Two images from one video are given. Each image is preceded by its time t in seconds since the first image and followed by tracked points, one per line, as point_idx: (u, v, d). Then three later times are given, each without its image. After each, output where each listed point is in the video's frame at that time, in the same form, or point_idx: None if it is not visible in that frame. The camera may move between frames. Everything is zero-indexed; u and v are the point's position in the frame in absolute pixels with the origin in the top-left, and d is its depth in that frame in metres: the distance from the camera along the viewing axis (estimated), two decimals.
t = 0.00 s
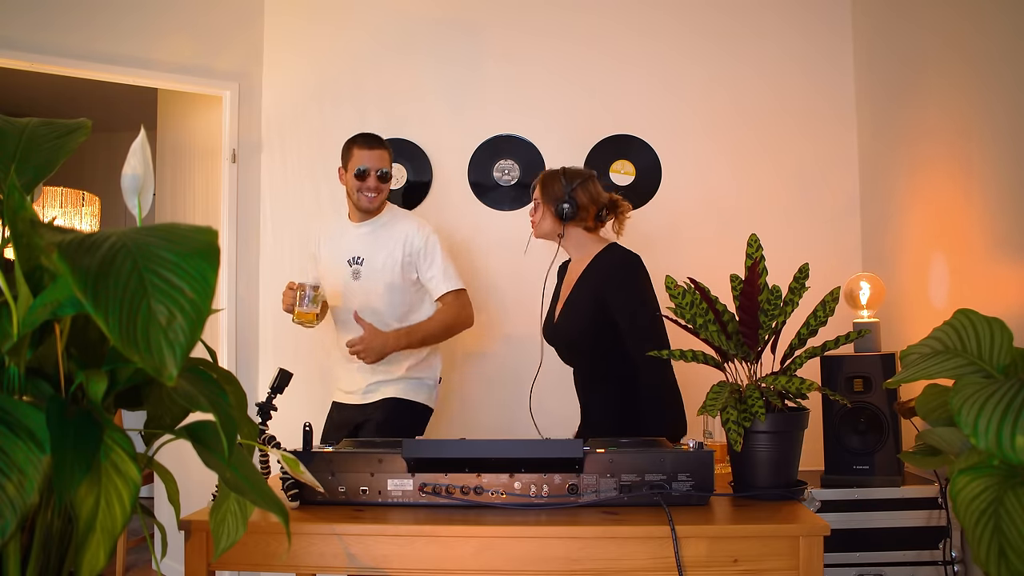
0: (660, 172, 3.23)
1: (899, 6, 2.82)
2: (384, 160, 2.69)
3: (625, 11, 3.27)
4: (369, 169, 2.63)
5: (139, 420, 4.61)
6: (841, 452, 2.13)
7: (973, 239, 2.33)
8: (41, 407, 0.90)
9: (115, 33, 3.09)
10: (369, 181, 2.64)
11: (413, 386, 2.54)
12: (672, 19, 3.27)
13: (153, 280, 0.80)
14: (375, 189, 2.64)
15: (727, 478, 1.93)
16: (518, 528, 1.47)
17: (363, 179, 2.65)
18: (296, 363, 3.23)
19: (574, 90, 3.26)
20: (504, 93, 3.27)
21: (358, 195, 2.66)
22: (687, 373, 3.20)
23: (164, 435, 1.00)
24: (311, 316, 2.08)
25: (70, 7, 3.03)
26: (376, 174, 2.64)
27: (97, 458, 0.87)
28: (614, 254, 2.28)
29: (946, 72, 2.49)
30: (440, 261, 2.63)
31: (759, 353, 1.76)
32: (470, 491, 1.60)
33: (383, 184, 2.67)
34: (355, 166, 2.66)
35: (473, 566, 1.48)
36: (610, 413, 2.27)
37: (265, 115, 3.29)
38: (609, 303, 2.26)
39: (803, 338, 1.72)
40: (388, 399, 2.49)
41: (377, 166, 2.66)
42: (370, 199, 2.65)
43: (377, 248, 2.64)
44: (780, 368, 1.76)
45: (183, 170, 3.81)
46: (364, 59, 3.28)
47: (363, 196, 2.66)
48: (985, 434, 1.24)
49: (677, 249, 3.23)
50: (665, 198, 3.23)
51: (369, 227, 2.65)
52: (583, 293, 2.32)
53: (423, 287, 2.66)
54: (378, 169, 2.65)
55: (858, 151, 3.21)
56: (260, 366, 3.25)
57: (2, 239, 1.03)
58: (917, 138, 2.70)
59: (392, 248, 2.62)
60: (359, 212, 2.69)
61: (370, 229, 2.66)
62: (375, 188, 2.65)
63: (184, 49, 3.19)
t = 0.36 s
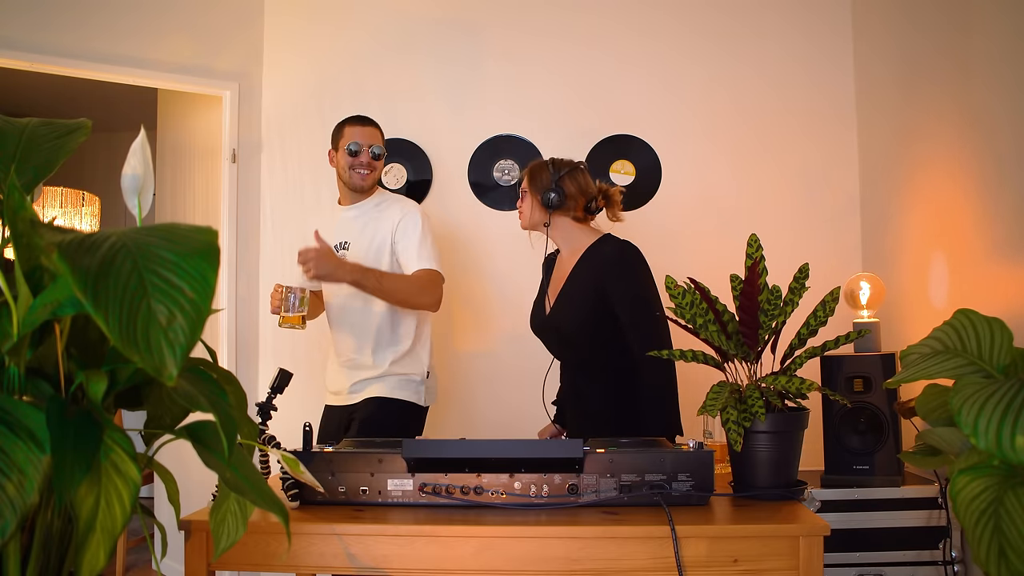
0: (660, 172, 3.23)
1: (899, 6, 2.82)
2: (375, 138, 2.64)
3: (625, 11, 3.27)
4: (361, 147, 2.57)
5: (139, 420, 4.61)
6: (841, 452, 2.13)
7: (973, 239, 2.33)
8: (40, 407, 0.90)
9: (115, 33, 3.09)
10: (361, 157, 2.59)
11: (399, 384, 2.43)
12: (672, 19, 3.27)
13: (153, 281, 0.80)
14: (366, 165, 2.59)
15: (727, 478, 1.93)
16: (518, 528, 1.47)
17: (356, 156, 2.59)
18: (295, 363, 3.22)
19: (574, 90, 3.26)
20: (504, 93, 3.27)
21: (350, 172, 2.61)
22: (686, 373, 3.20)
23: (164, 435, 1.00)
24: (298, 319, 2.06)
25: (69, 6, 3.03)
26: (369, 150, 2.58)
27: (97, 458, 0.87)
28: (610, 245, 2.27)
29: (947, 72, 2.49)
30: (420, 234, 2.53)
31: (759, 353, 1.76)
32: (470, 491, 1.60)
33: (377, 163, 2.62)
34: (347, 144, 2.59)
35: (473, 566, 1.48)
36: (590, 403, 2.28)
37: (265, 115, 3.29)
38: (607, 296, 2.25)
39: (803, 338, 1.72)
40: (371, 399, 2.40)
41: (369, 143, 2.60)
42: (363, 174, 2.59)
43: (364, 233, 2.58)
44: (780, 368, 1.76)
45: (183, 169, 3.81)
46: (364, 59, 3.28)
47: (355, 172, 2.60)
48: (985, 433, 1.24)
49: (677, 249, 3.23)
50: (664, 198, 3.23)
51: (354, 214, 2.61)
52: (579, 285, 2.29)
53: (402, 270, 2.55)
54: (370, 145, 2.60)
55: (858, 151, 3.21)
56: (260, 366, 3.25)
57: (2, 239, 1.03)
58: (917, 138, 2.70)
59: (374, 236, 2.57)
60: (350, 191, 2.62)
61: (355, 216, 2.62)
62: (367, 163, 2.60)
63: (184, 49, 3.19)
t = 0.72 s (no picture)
0: (660, 172, 3.23)
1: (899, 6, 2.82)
2: (374, 132, 2.65)
3: (625, 11, 3.27)
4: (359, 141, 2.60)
5: (139, 420, 4.61)
6: (841, 452, 2.13)
7: (973, 239, 2.33)
8: (40, 407, 0.90)
9: (115, 33, 3.09)
10: (359, 151, 2.60)
11: (388, 387, 2.45)
12: (672, 19, 3.27)
13: (152, 281, 0.80)
14: (365, 159, 2.60)
15: (727, 478, 1.93)
16: (518, 528, 1.47)
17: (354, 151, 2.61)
18: (295, 363, 3.22)
19: (574, 91, 3.26)
20: (504, 93, 3.27)
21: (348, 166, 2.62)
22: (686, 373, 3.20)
23: (164, 435, 1.00)
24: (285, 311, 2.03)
25: (68, 6, 3.03)
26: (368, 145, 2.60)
27: (97, 458, 0.87)
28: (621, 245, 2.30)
29: (946, 70, 2.49)
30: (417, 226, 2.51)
31: (759, 353, 1.76)
32: (470, 491, 1.60)
33: (376, 158, 2.62)
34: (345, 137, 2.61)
35: (473, 566, 1.48)
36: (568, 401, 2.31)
37: (264, 115, 3.29)
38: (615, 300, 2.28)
39: (803, 338, 1.72)
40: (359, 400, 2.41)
41: (368, 137, 2.62)
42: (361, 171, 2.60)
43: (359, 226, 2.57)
44: (780, 368, 1.76)
45: (183, 169, 3.81)
46: (364, 59, 3.28)
47: (352, 168, 2.61)
48: (985, 433, 1.24)
49: (677, 249, 3.23)
50: (664, 198, 3.23)
51: (353, 207, 2.59)
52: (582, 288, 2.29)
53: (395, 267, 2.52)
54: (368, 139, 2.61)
55: (858, 151, 3.21)
56: (260, 366, 3.25)
57: (3, 239, 1.03)
58: (917, 138, 2.70)
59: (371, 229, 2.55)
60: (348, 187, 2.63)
61: (353, 208, 2.60)
62: (366, 159, 2.62)
63: (184, 49, 3.19)
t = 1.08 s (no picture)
0: (660, 172, 3.23)
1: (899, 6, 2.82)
2: (369, 131, 2.62)
3: (625, 11, 3.27)
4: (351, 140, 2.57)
5: (139, 420, 4.61)
6: (841, 452, 2.13)
7: (973, 239, 2.33)
8: (40, 407, 0.90)
9: (115, 34, 3.09)
10: (350, 152, 2.58)
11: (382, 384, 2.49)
12: (672, 19, 3.27)
13: (152, 281, 0.80)
14: (354, 159, 2.57)
15: (727, 478, 1.93)
16: (518, 528, 1.47)
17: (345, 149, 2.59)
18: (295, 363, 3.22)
19: (574, 91, 3.26)
20: (504, 93, 3.27)
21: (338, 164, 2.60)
22: (686, 373, 3.20)
23: (164, 435, 1.00)
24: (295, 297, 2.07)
25: (68, 6, 3.03)
26: (360, 145, 2.58)
27: (97, 458, 0.87)
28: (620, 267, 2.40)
29: (946, 70, 2.49)
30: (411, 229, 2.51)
31: (759, 353, 1.76)
32: (470, 491, 1.60)
33: (367, 158, 2.59)
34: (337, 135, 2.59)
35: (473, 566, 1.48)
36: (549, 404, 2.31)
37: (264, 115, 3.29)
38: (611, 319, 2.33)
39: (803, 338, 1.72)
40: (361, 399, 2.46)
41: (361, 137, 2.59)
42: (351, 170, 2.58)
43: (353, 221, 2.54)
44: (780, 368, 1.76)
45: (183, 169, 3.81)
46: (364, 59, 3.28)
47: (342, 166, 2.59)
48: (985, 433, 1.24)
49: (677, 249, 3.22)
50: (664, 198, 3.23)
51: (346, 200, 2.57)
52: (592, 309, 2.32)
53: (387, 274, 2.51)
54: (360, 139, 2.59)
55: (858, 151, 3.21)
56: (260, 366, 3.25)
57: (3, 239, 1.03)
58: (917, 138, 2.70)
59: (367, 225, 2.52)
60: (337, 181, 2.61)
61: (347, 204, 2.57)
62: (357, 159, 2.59)
63: (184, 49, 3.19)
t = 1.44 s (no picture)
0: (660, 172, 3.23)
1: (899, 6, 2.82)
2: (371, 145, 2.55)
3: (625, 11, 3.27)
4: (357, 155, 2.49)
5: (138, 420, 4.61)
6: (841, 452, 2.13)
7: (973, 239, 2.33)
8: (40, 407, 0.90)
9: (115, 34, 3.09)
10: (354, 166, 2.49)
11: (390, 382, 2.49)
12: (672, 19, 3.27)
13: (152, 281, 0.80)
14: (360, 174, 2.50)
15: (727, 478, 1.93)
16: (518, 528, 1.47)
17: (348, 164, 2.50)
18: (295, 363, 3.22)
19: (574, 91, 3.26)
20: (504, 93, 3.27)
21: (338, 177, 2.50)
22: (686, 373, 3.20)
23: (164, 435, 1.00)
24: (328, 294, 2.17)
25: (69, 6, 3.03)
26: (364, 160, 2.50)
27: (97, 458, 0.87)
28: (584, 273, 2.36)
29: (946, 70, 2.49)
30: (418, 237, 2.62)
31: (759, 353, 1.76)
32: (470, 490, 1.60)
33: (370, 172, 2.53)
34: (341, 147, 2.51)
35: (473, 565, 1.48)
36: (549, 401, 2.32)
37: (265, 115, 3.29)
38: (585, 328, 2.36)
39: (803, 338, 1.72)
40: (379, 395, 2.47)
41: (364, 151, 2.52)
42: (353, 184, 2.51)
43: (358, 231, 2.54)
44: (780, 368, 1.76)
45: (183, 169, 3.81)
46: (364, 59, 3.28)
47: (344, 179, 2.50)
48: (985, 433, 1.24)
49: (676, 249, 3.23)
50: (664, 198, 3.23)
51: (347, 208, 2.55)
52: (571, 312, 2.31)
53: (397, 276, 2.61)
54: (365, 154, 2.51)
55: (857, 151, 3.21)
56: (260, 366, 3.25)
57: (3, 239, 1.03)
58: (917, 138, 2.70)
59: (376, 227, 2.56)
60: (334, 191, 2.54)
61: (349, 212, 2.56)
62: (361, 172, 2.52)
63: (184, 49, 3.19)
